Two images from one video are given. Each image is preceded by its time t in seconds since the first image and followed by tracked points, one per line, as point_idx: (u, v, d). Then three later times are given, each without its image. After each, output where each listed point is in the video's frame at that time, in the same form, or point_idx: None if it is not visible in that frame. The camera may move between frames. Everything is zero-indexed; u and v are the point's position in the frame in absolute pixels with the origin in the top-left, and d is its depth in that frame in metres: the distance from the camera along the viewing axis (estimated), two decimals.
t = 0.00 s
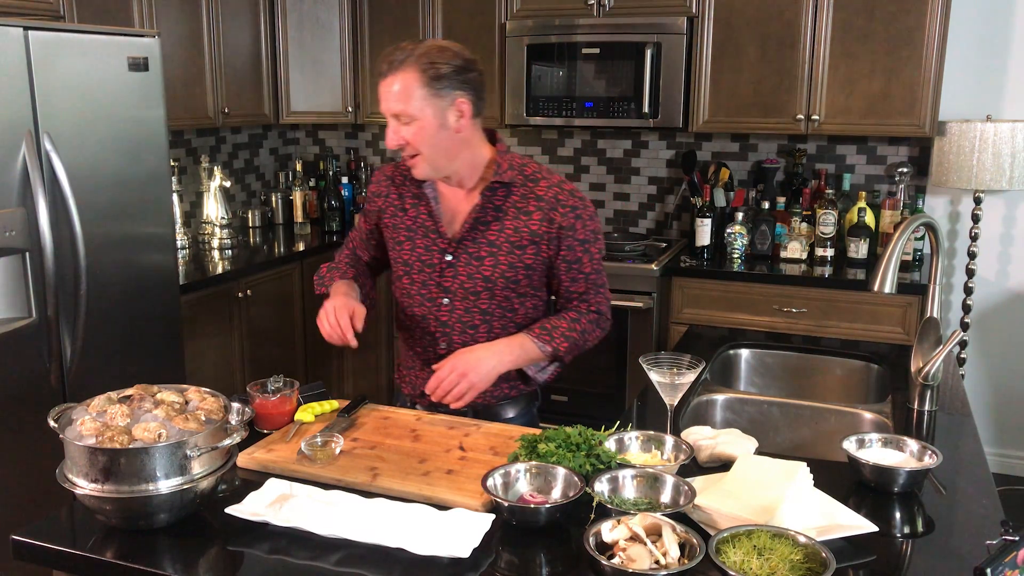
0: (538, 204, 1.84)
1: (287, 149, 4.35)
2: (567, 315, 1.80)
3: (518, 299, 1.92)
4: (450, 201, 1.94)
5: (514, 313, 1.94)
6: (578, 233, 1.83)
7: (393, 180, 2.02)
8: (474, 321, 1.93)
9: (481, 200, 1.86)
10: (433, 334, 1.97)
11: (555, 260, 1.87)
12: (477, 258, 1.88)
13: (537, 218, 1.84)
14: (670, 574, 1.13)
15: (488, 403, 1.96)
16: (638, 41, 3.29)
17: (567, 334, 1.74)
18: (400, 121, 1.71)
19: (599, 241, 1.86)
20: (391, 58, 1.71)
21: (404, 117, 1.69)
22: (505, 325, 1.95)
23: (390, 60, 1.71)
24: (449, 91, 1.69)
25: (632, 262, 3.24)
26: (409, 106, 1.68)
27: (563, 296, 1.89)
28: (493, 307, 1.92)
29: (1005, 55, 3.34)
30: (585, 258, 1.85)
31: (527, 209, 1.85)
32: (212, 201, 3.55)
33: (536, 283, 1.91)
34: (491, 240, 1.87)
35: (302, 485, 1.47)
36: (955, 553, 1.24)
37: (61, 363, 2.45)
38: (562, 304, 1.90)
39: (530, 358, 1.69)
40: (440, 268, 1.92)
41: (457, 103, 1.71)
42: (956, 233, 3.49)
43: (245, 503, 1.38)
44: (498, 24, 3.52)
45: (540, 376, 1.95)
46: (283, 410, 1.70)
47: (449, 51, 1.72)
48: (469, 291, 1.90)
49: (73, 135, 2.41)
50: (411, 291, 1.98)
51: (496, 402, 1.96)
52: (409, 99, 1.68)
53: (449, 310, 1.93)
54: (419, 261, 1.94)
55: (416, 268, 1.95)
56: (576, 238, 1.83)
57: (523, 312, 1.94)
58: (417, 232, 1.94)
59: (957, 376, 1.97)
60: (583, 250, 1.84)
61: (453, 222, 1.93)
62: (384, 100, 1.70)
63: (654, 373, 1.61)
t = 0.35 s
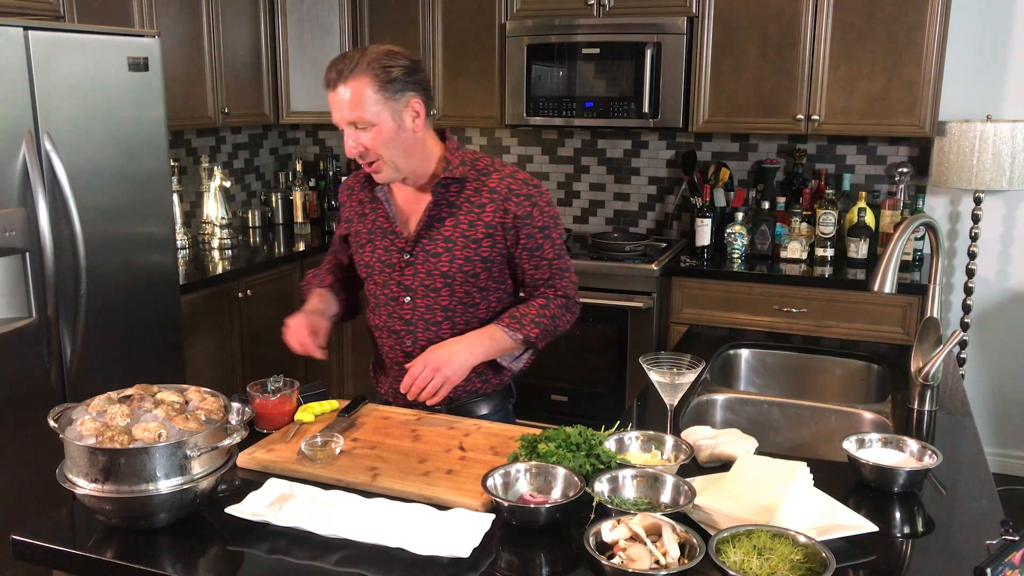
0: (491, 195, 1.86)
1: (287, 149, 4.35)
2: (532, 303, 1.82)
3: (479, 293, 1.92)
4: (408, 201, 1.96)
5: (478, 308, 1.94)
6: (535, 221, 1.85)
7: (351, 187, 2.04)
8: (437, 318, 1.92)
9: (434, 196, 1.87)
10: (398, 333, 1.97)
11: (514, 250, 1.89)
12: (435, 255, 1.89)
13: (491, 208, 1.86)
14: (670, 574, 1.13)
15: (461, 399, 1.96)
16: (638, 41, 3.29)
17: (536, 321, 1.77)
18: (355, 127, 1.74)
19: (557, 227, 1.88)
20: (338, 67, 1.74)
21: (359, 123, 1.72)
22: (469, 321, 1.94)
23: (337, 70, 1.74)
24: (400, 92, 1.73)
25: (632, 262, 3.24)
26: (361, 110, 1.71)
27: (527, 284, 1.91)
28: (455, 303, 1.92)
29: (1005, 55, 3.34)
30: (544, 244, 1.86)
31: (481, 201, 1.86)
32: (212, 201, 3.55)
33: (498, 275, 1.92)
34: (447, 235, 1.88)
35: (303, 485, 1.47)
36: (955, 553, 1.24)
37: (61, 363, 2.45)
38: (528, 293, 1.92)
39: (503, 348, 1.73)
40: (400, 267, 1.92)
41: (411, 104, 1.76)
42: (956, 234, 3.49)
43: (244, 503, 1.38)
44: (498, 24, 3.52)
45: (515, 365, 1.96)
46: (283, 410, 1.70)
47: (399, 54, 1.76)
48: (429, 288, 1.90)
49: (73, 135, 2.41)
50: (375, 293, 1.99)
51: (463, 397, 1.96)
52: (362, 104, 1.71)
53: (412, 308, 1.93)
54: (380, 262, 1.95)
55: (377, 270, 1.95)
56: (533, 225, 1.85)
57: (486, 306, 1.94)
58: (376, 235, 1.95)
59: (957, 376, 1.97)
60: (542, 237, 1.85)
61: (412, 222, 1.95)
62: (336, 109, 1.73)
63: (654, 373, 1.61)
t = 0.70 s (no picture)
0: (477, 184, 1.92)
1: (287, 149, 4.35)
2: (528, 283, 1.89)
3: (473, 282, 1.96)
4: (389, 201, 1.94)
5: (472, 296, 1.97)
6: (520, 205, 1.94)
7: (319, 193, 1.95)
8: (434, 310, 1.94)
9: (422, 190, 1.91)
10: (393, 331, 1.96)
11: (502, 236, 1.95)
12: (429, 248, 1.90)
13: (479, 197, 1.92)
14: (670, 574, 1.13)
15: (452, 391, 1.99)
16: (638, 41, 3.29)
17: (535, 299, 1.82)
18: (346, 121, 1.73)
19: (537, 210, 1.98)
20: (324, 64, 1.73)
21: (351, 117, 1.72)
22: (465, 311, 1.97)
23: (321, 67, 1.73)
24: (390, 86, 1.75)
25: (632, 262, 3.24)
26: (354, 105, 1.71)
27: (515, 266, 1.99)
28: (452, 295, 1.94)
29: (1005, 55, 3.34)
30: (530, 225, 1.95)
31: (468, 191, 1.92)
32: (212, 201, 3.54)
33: (488, 262, 1.97)
34: (440, 228, 1.91)
35: (303, 485, 1.47)
36: (954, 552, 1.24)
37: (61, 363, 2.45)
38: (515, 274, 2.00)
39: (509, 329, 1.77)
40: (393, 264, 1.91)
41: (399, 98, 1.78)
42: (956, 234, 3.49)
43: (245, 503, 1.38)
44: (498, 24, 3.52)
45: (514, 345, 1.94)
46: (283, 410, 1.70)
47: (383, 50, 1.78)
48: (426, 282, 1.91)
49: (73, 135, 2.41)
50: (364, 293, 1.95)
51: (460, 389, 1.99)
52: (353, 99, 1.71)
53: (408, 304, 1.93)
54: (370, 262, 1.91)
55: (368, 271, 1.92)
56: (519, 208, 1.94)
57: (478, 294, 1.98)
58: (362, 235, 1.91)
59: (957, 376, 1.97)
60: (527, 220, 1.95)
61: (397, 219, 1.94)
62: (324, 105, 1.71)
63: (654, 373, 1.61)
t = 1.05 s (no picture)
0: (475, 177, 2.01)
1: (287, 149, 4.35)
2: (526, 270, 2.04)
3: (477, 272, 2.02)
4: (391, 198, 1.92)
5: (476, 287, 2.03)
6: (510, 196, 2.06)
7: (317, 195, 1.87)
8: (444, 304, 1.96)
9: (426, 185, 1.94)
10: (402, 328, 1.96)
11: (498, 227, 2.05)
12: (437, 242, 1.94)
13: (479, 190, 2.00)
14: (670, 574, 1.13)
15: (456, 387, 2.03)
16: (638, 41, 3.29)
17: (535, 283, 2.00)
18: (355, 115, 1.72)
19: (520, 200, 2.11)
20: (325, 58, 1.72)
21: (361, 111, 1.72)
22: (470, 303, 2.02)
23: (320, 62, 1.72)
24: (391, 80, 1.78)
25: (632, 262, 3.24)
26: (364, 99, 1.72)
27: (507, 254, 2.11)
28: (461, 287, 1.98)
29: (1005, 55, 3.34)
30: (519, 215, 2.09)
31: (468, 185, 1.99)
32: (212, 201, 3.54)
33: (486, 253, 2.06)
34: (446, 222, 1.95)
35: (302, 485, 1.47)
36: (954, 552, 1.24)
37: (61, 363, 2.45)
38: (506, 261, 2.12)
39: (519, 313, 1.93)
40: (403, 260, 1.91)
41: (399, 93, 1.81)
42: (956, 233, 3.49)
43: (245, 503, 1.38)
44: (498, 24, 3.52)
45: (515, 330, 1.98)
46: (283, 410, 1.70)
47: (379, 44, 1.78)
48: (436, 275, 1.94)
49: (73, 134, 2.41)
50: (371, 292, 1.93)
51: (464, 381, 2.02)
52: (357, 93, 1.71)
53: (419, 299, 1.94)
54: (379, 260, 1.90)
55: (377, 269, 1.90)
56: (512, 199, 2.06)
57: (479, 284, 2.04)
58: (369, 234, 1.89)
59: (957, 376, 1.97)
60: (516, 210, 2.08)
61: (401, 215, 1.93)
62: (329, 100, 1.70)
63: (654, 373, 1.61)
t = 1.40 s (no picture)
0: (477, 179, 2.00)
1: (287, 149, 4.35)
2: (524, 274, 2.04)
3: (477, 274, 2.02)
4: (392, 198, 1.92)
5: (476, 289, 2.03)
6: (512, 199, 2.06)
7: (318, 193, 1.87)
8: (444, 305, 1.96)
9: (427, 186, 1.94)
10: (401, 329, 1.96)
11: (498, 229, 2.05)
12: (438, 243, 1.94)
13: (480, 191, 2.00)
14: (670, 574, 1.13)
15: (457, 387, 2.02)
16: (638, 41, 3.29)
17: (534, 287, 2.00)
18: (359, 113, 1.72)
19: (522, 203, 2.10)
20: (331, 55, 1.72)
21: (366, 109, 1.72)
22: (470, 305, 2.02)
23: (326, 59, 1.72)
24: (397, 79, 1.78)
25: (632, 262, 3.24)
26: (369, 97, 1.72)
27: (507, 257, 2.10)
28: (460, 289, 1.98)
29: (1005, 55, 3.34)
30: (520, 218, 2.09)
31: (469, 186, 1.99)
32: (212, 201, 3.54)
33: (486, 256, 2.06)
34: (446, 223, 1.95)
35: (303, 485, 1.47)
36: (954, 552, 1.24)
37: (61, 363, 2.45)
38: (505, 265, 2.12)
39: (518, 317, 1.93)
40: (403, 261, 1.92)
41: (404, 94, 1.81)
42: (956, 233, 3.49)
43: (245, 503, 1.38)
44: (498, 24, 3.52)
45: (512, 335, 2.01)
46: (283, 410, 1.70)
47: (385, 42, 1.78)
48: (436, 277, 1.94)
49: (73, 134, 2.42)
50: (371, 293, 1.93)
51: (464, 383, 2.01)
52: (364, 90, 1.71)
53: (419, 301, 1.94)
54: (379, 261, 1.90)
55: (377, 270, 1.91)
56: (513, 202, 2.06)
57: (480, 286, 2.04)
58: (369, 234, 1.89)
59: (957, 376, 1.97)
60: (517, 213, 2.08)
61: (402, 216, 1.93)
62: (334, 97, 1.70)
63: (654, 373, 1.61)
